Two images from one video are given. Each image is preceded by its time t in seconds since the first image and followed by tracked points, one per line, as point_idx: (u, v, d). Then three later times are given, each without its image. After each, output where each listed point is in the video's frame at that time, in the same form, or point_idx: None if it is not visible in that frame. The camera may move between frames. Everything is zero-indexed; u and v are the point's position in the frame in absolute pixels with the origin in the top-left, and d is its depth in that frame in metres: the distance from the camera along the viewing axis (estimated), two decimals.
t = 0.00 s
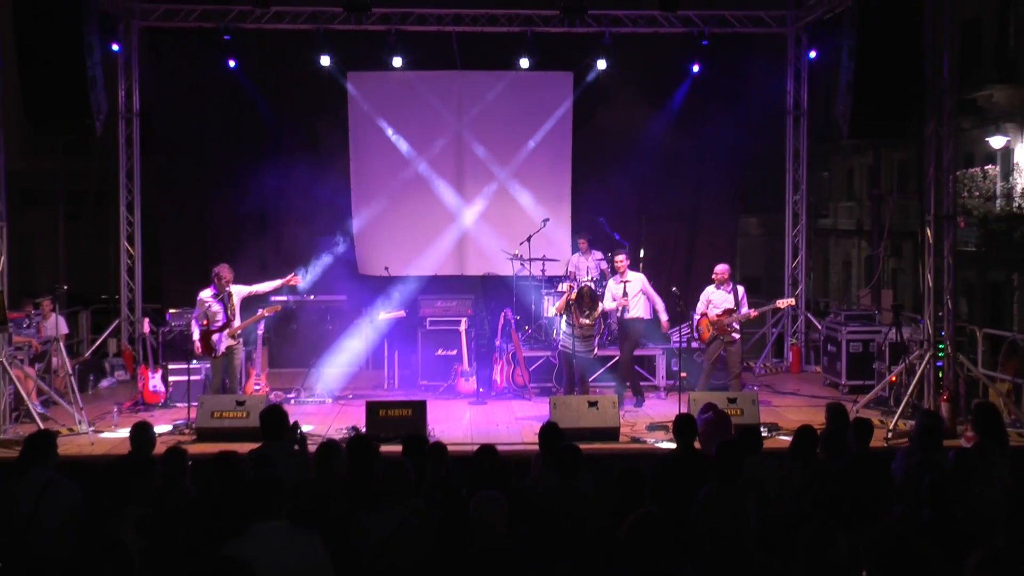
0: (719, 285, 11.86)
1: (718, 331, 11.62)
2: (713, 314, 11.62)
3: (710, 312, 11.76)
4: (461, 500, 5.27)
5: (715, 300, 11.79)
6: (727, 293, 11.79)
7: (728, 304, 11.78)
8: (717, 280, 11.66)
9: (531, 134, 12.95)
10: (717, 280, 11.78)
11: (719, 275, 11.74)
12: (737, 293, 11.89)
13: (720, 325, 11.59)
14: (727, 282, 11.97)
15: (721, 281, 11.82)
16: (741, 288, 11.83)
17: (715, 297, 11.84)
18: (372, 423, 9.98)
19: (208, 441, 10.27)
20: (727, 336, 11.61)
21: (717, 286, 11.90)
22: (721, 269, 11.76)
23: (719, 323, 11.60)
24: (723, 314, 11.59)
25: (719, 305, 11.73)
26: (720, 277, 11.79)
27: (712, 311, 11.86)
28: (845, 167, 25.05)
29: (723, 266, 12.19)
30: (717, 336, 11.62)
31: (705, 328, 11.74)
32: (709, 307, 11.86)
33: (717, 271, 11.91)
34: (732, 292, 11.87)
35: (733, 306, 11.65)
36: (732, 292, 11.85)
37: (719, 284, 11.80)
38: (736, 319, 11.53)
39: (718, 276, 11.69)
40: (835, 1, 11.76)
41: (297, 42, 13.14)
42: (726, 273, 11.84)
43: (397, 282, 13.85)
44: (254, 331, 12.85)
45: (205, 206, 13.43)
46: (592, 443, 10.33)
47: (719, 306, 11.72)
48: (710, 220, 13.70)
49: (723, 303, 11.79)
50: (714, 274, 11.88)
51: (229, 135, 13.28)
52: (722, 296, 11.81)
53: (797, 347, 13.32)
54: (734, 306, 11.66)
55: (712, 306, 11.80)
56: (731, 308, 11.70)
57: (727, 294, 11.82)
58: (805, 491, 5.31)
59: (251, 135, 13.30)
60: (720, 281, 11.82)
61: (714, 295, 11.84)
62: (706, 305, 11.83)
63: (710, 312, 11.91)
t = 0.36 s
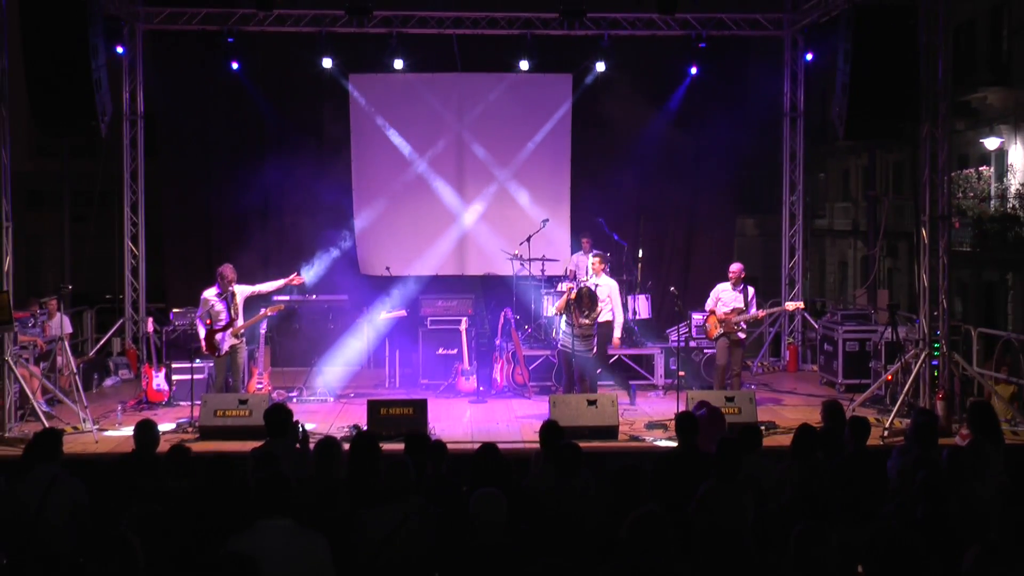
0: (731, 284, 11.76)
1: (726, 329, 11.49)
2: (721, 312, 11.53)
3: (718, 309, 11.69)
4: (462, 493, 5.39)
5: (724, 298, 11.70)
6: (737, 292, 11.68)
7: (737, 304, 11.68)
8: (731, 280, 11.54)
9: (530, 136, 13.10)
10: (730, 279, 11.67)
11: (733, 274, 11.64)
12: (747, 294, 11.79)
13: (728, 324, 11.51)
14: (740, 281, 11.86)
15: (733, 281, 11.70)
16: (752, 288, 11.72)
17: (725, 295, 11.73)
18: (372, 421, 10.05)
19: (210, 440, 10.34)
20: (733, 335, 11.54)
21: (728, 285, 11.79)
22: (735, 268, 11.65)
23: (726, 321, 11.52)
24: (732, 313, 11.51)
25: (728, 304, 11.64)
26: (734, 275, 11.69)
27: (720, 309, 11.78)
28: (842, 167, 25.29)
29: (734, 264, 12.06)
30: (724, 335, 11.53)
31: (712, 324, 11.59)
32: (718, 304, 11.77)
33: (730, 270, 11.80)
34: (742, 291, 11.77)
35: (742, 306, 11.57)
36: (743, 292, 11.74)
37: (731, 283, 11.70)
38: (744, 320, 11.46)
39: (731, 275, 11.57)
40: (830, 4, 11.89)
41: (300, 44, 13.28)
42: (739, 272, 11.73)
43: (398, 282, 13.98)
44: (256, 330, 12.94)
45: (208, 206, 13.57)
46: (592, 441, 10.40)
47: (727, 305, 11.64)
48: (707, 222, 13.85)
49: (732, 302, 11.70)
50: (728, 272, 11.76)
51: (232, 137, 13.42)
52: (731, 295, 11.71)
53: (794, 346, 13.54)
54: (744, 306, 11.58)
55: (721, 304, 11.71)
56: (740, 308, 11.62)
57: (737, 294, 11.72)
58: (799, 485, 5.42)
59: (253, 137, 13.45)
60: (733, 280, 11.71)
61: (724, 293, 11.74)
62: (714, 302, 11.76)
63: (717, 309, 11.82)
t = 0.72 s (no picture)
0: (733, 286, 11.80)
1: (730, 331, 11.49)
2: (725, 313, 11.54)
3: (722, 312, 11.71)
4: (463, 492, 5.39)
5: (728, 299, 11.73)
6: (739, 293, 11.72)
7: (740, 305, 11.71)
8: (733, 281, 11.59)
9: (530, 136, 13.10)
10: (732, 280, 11.71)
11: (734, 274, 11.71)
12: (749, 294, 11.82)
13: (732, 326, 11.51)
14: (741, 282, 11.89)
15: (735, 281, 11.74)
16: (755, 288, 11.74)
17: (728, 297, 11.77)
18: (372, 421, 10.03)
19: (210, 439, 10.34)
20: (738, 336, 11.51)
21: (730, 286, 11.83)
22: (736, 268, 11.70)
23: (730, 323, 11.52)
24: (735, 314, 11.52)
25: (731, 305, 11.67)
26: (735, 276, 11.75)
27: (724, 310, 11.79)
28: (841, 167, 25.33)
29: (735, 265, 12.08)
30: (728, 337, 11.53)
31: (717, 326, 11.60)
32: (722, 306, 11.79)
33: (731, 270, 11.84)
34: (745, 293, 11.80)
35: (745, 307, 11.59)
36: (745, 292, 11.77)
37: (733, 284, 11.74)
38: (747, 321, 11.46)
39: (732, 276, 11.62)
40: (831, 4, 11.89)
41: (300, 44, 13.29)
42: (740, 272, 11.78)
43: (398, 282, 13.99)
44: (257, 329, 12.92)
45: (207, 206, 13.58)
46: (593, 441, 10.37)
47: (731, 306, 11.66)
48: (707, 221, 13.86)
49: (735, 303, 11.72)
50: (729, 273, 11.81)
51: (232, 137, 13.43)
52: (734, 296, 11.74)
53: (793, 346, 13.55)
54: (747, 307, 11.60)
55: (725, 306, 11.74)
56: (744, 309, 11.63)
57: (740, 295, 11.75)
58: (800, 483, 5.42)
59: (253, 137, 13.46)
60: (734, 281, 11.76)
61: (727, 295, 11.78)
62: (718, 304, 11.77)
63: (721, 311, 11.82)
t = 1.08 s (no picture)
0: (729, 285, 11.78)
1: (730, 331, 11.47)
2: (723, 314, 11.51)
3: (721, 313, 11.67)
4: (463, 491, 5.39)
5: (726, 300, 11.70)
6: (737, 293, 11.68)
7: (738, 304, 11.68)
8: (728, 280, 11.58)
9: (530, 136, 13.10)
10: (727, 280, 11.69)
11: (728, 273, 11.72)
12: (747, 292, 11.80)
13: (731, 325, 11.48)
14: (737, 281, 11.86)
15: (731, 281, 11.72)
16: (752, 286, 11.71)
17: (726, 298, 11.74)
18: (372, 421, 10.02)
19: (210, 439, 10.34)
20: (738, 336, 11.51)
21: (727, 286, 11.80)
22: (729, 268, 11.69)
23: (729, 323, 11.50)
24: (733, 314, 11.50)
25: (730, 306, 11.63)
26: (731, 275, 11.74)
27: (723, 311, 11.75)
28: (842, 167, 25.37)
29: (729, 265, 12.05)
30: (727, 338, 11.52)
31: (717, 327, 11.57)
32: (721, 307, 11.75)
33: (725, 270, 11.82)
34: (742, 292, 11.77)
35: (743, 305, 11.55)
36: (742, 291, 11.73)
37: (729, 284, 11.72)
38: (746, 319, 11.44)
39: (727, 276, 11.61)
40: (830, 4, 11.90)
41: (300, 44, 13.30)
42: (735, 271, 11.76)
43: (398, 282, 13.99)
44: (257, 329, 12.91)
45: (207, 206, 13.58)
46: (593, 441, 10.36)
47: (730, 307, 11.62)
48: (707, 220, 13.86)
49: (734, 303, 11.68)
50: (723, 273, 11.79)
51: (232, 136, 13.43)
52: (732, 296, 11.71)
53: (794, 346, 13.55)
54: (745, 306, 11.56)
55: (724, 307, 11.70)
56: (742, 307, 11.60)
57: (737, 294, 11.72)
58: (801, 482, 5.42)
59: (253, 137, 13.46)
60: (730, 281, 11.73)
61: (725, 296, 11.74)
62: (717, 306, 11.74)
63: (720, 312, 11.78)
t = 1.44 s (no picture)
0: (732, 286, 11.76)
1: (734, 331, 11.47)
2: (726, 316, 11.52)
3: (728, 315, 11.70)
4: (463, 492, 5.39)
5: (731, 302, 11.70)
6: (740, 293, 11.66)
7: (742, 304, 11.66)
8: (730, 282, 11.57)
9: (529, 137, 13.10)
10: (729, 281, 11.67)
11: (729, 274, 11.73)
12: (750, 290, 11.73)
13: (735, 326, 11.49)
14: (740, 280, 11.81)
15: (732, 282, 11.72)
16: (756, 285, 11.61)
17: (731, 300, 11.73)
18: (371, 421, 10.01)
19: (210, 439, 10.34)
20: (741, 335, 11.51)
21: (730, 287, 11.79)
22: (730, 269, 11.67)
23: (732, 324, 11.51)
24: (736, 314, 11.49)
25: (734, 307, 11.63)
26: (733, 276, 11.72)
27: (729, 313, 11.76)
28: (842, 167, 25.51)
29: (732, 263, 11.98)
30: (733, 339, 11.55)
31: (722, 328, 11.58)
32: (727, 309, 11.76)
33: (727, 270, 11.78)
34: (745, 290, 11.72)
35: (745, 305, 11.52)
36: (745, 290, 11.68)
37: (732, 285, 11.70)
38: (749, 319, 11.43)
39: (729, 278, 11.59)
40: (831, 4, 11.91)
41: (300, 44, 13.31)
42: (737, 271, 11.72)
43: (398, 282, 13.99)
44: (256, 329, 12.90)
45: (207, 206, 13.59)
46: (593, 441, 10.36)
47: (734, 308, 11.62)
48: (707, 221, 13.85)
49: (738, 303, 11.67)
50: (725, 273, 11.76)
51: (232, 136, 13.43)
52: (735, 297, 11.70)
53: (793, 346, 13.56)
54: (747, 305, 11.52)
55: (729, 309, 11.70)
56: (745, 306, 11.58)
57: (740, 294, 11.69)
58: (801, 482, 5.42)
59: (253, 137, 13.47)
60: (732, 282, 11.71)
61: (730, 298, 11.74)
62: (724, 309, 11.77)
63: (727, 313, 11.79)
